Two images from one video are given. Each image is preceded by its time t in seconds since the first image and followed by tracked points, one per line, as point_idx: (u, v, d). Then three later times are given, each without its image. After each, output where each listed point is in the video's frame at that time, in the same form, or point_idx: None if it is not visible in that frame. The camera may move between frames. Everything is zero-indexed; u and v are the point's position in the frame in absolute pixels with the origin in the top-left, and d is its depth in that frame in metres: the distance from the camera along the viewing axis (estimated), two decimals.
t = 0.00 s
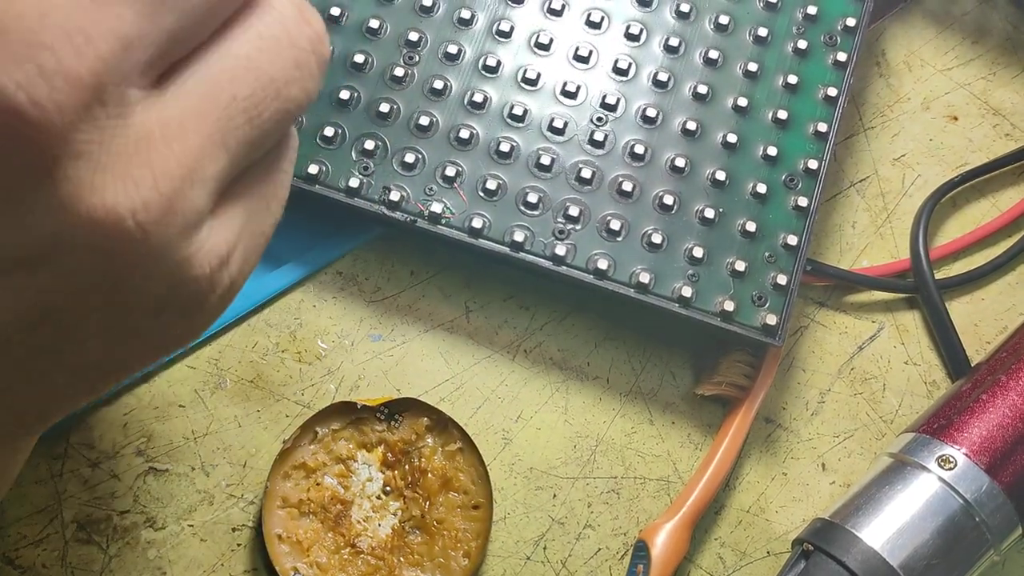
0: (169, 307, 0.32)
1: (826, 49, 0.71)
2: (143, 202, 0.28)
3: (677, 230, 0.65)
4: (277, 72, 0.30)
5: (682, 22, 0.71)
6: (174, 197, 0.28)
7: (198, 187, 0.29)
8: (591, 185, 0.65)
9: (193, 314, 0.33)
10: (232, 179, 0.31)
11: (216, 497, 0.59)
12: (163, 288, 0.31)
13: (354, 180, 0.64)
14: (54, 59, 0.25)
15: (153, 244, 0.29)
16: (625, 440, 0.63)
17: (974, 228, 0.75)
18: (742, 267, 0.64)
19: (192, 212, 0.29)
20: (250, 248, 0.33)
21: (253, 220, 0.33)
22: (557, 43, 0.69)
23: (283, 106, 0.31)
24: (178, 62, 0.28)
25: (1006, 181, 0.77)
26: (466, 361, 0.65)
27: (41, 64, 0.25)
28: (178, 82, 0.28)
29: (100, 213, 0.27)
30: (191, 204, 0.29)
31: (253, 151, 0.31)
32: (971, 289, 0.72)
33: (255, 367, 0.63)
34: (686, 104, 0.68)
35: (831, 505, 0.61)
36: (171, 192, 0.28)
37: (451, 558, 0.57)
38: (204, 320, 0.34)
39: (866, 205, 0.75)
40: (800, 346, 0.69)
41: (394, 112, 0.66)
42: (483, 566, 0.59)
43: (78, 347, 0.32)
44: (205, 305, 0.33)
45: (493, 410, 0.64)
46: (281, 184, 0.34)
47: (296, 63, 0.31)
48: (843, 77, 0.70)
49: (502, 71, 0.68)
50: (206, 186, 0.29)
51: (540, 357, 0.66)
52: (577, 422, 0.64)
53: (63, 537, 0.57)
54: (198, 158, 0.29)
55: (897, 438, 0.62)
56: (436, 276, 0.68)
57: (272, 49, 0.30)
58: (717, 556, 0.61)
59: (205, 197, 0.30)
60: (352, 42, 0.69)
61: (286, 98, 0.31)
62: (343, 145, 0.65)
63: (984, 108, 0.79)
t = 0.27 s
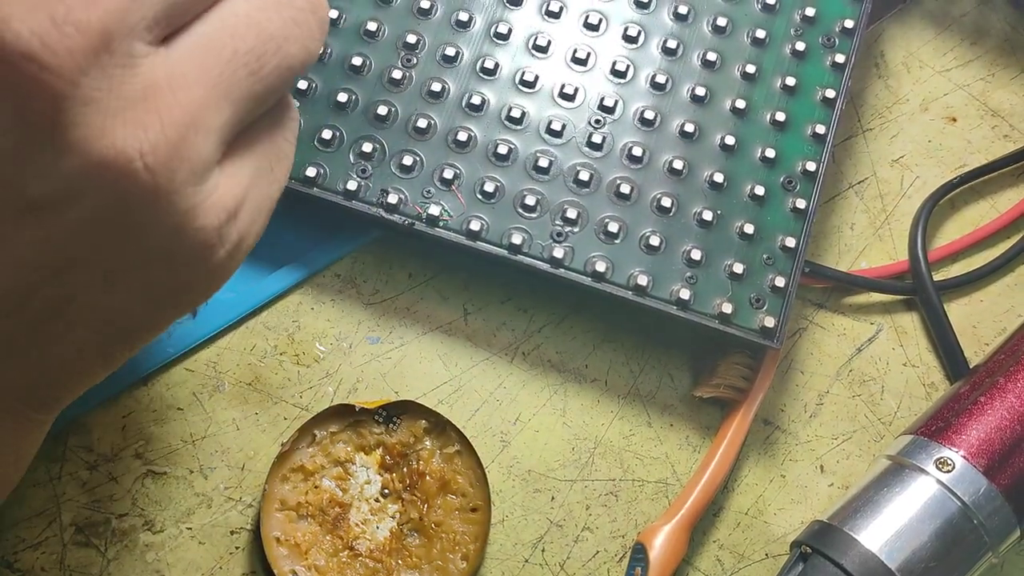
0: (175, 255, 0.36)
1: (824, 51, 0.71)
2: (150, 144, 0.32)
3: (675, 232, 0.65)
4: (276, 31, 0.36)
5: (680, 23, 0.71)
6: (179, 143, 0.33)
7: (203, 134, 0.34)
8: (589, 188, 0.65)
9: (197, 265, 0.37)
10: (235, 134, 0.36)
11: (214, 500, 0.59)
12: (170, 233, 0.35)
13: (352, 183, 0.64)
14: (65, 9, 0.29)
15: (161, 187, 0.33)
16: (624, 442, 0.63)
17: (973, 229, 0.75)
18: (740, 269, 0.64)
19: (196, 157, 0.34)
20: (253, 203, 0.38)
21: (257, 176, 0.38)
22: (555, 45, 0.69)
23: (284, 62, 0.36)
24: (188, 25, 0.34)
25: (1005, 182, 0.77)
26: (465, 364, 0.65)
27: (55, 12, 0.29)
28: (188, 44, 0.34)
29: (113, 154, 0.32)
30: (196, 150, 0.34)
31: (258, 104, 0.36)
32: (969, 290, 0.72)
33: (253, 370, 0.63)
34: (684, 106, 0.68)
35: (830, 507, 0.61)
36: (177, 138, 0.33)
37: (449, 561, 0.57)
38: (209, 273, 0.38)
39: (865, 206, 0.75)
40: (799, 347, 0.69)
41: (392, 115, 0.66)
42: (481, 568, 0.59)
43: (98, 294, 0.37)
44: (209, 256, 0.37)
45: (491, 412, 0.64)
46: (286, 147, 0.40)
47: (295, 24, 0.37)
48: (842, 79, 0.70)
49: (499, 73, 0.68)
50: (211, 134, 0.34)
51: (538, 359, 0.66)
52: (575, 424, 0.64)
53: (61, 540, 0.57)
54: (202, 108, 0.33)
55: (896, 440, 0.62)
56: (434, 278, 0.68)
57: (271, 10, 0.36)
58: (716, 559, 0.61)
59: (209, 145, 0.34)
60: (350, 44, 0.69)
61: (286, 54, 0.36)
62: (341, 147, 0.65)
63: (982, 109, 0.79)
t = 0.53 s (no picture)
0: (156, 237, 0.38)
1: (823, 50, 0.71)
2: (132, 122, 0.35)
3: (674, 231, 0.65)
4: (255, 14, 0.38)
5: (679, 23, 0.71)
6: (160, 122, 0.35)
7: (184, 114, 0.36)
8: (588, 187, 0.65)
9: (177, 248, 0.40)
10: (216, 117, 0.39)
11: (213, 499, 0.59)
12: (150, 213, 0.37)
13: (350, 183, 0.64)
14: None
15: (143, 166, 0.36)
16: (622, 441, 0.64)
17: (972, 228, 0.75)
18: (739, 268, 0.64)
19: (178, 138, 0.36)
20: (232, 187, 0.41)
21: (240, 158, 0.41)
22: (553, 45, 0.69)
23: (265, 46, 0.39)
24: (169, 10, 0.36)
25: (1004, 181, 0.77)
26: (463, 363, 0.65)
27: None
28: (172, 26, 0.36)
29: (94, 132, 0.34)
30: (178, 130, 0.36)
31: (241, 87, 0.39)
32: (968, 289, 0.72)
33: (251, 369, 0.63)
34: (682, 105, 0.68)
35: (828, 506, 0.61)
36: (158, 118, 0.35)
37: (448, 560, 0.57)
38: (190, 259, 0.41)
39: (863, 205, 0.75)
40: (797, 346, 0.69)
41: (390, 114, 0.66)
42: (480, 567, 0.59)
43: (92, 275, 0.39)
44: (189, 240, 0.40)
45: (490, 411, 0.64)
46: (268, 134, 0.43)
47: (274, 8, 0.39)
48: (840, 78, 0.70)
49: (498, 72, 0.68)
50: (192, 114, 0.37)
51: (537, 358, 0.66)
52: (574, 423, 0.64)
53: (60, 540, 0.57)
54: (184, 88, 0.36)
55: (895, 439, 0.62)
56: (433, 277, 0.68)
57: None
58: (715, 557, 0.61)
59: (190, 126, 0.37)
60: (349, 44, 0.69)
61: (266, 37, 0.39)
62: (339, 147, 0.65)
63: (981, 108, 0.79)
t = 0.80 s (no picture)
0: (129, 210, 0.40)
1: (823, 46, 0.71)
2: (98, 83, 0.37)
3: (674, 227, 0.65)
4: None
5: (679, 18, 0.71)
6: (124, 85, 0.38)
7: (150, 79, 0.39)
8: (588, 183, 0.65)
9: (151, 223, 0.41)
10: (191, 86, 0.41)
11: (212, 496, 0.59)
12: (119, 181, 0.39)
13: (350, 179, 0.64)
14: None
15: (107, 129, 0.38)
16: (623, 438, 0.63)
17: (973, 224, 0.74)
18: (740, 264, 0.63)
19: (144, 102, 0.39)
20: (211, 160, 0.42)
21: (219, 129, 0.43)
22: (553, 41, 0.69)
23: (241, 10, 0.41)
24: None
25: (1005, 177, 0.77)
26: (463, 360, 0.65)
27: None
28: None
29: (55, 92, 0.37)
30: (143, 95, 0.39)
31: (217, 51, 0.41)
32: (970, 286, 0.72)
33: (251, 366, 0.63)
34: (683, 101, 0.68)
35: (829, 502, 0.61)
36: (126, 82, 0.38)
37: (448, 557, 0.57)
38: (166, 234, 0.42)
39: (864, 201, 0.75)
40: (798, 343, 0.69)
41: (390, 110, 0.66)
42: (481, 564, 0.59)
43: (69, 247, 0.40)
44: (162, 215, 0.41)
45: (490, 408, 0.63)
46: (253, 110, 0.45)
47: None
48: (841, 73, 0.70)
49: (497, 68, 0.68)
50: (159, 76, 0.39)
51: (538, 355, 0.65)
52: (574, 420, 0.64)
53: (59, 537, 0.57)
54: (150, 52, 0.39)
55: (896, 435, 0.62)
56: (433, 274, 0.68)
57: None
58: (716, 554, 0.61)
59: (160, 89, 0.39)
60: (348, 40, 0.68)
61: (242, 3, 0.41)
62: (339, 143, 0.65)
63: (982, 105, 0.79)
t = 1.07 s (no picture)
0: (93, 211, 0.39)
1: (823, 46, 0.71)
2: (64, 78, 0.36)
3: (674, 228, 0.65)
4: None
5: (679, 19, 0.71)
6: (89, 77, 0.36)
7: (116, 71, 0.37)
8: (588, 183, 0.65)
9: (118, 222, 0.40)
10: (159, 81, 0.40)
11: (212, 497, 0.59)
12: (82, 180, 0.38)
13: (350, 179, 0.64)
14: None
15: (66, 122, 0.36)
16: (623, 438, 0.63)
17: (973, 224, 0.74)
18: (739, 264, 0.63)
19: (108, 96, 0.37)
20: (181, 157, 0.42)
21: (191, 126, 0.42)
22: (553, 41, 0.69)
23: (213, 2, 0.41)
24: None
25: (1005, 177, 0.77)
26: (463, 360, 0.65)
27: None
28: None
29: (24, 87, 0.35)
30: (113, 88, 0.37)
31: (190, 47, 0.40)
32: (970, 286, 0.72)
33: (251, 367, 0.63)
34: (683, 101, 0.68)
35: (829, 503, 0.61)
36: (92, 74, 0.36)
37: (448, 558, 0.57)
38: (134, 233, 0.41)
39: (865, 202, 0.74)
40: (798, 343, 0.69)
41: (389, 111, 0.66)
42: (481, 565, 0.59)
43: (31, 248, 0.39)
44: (129, 214, 0.40)
45: (490, 409, 0.63)
46: (226, 105, 0.44)
47: None
48: (841, 74, 0.70)
49: (497, 69, 0.68)
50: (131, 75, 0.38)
51: (538, 355, 0.65)
52: (574, 420, 0.64)
53: (59, 538, 0.57)
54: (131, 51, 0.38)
55: (896, 436, 0.61)
56: (432, 275, 0.68)
57: None
58: (716, 555, 0.61)
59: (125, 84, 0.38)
60: (348, 40, 0.68)
61: None
62: (339, 144, 0.65)
63: (982, 105, 0.79)
